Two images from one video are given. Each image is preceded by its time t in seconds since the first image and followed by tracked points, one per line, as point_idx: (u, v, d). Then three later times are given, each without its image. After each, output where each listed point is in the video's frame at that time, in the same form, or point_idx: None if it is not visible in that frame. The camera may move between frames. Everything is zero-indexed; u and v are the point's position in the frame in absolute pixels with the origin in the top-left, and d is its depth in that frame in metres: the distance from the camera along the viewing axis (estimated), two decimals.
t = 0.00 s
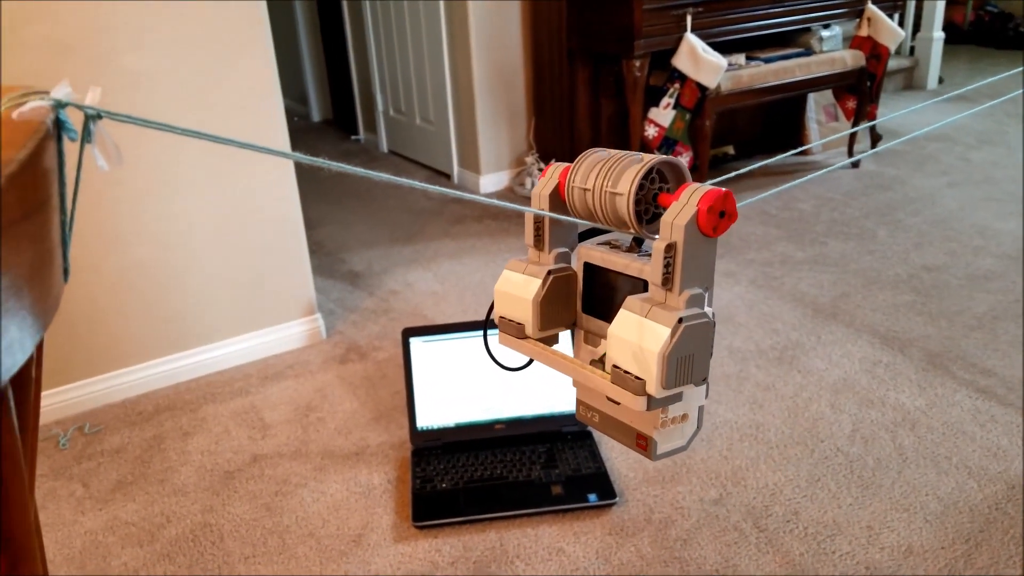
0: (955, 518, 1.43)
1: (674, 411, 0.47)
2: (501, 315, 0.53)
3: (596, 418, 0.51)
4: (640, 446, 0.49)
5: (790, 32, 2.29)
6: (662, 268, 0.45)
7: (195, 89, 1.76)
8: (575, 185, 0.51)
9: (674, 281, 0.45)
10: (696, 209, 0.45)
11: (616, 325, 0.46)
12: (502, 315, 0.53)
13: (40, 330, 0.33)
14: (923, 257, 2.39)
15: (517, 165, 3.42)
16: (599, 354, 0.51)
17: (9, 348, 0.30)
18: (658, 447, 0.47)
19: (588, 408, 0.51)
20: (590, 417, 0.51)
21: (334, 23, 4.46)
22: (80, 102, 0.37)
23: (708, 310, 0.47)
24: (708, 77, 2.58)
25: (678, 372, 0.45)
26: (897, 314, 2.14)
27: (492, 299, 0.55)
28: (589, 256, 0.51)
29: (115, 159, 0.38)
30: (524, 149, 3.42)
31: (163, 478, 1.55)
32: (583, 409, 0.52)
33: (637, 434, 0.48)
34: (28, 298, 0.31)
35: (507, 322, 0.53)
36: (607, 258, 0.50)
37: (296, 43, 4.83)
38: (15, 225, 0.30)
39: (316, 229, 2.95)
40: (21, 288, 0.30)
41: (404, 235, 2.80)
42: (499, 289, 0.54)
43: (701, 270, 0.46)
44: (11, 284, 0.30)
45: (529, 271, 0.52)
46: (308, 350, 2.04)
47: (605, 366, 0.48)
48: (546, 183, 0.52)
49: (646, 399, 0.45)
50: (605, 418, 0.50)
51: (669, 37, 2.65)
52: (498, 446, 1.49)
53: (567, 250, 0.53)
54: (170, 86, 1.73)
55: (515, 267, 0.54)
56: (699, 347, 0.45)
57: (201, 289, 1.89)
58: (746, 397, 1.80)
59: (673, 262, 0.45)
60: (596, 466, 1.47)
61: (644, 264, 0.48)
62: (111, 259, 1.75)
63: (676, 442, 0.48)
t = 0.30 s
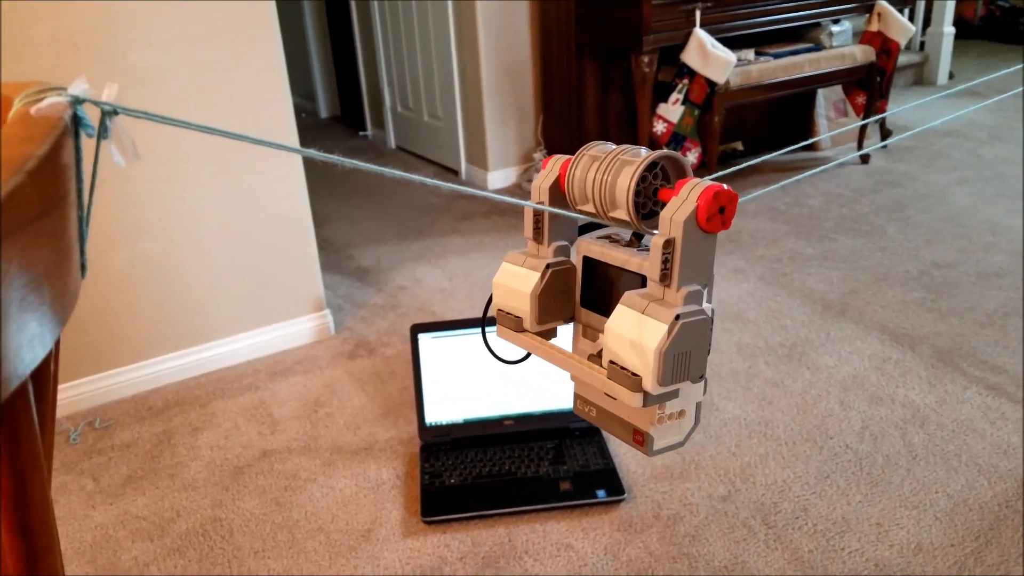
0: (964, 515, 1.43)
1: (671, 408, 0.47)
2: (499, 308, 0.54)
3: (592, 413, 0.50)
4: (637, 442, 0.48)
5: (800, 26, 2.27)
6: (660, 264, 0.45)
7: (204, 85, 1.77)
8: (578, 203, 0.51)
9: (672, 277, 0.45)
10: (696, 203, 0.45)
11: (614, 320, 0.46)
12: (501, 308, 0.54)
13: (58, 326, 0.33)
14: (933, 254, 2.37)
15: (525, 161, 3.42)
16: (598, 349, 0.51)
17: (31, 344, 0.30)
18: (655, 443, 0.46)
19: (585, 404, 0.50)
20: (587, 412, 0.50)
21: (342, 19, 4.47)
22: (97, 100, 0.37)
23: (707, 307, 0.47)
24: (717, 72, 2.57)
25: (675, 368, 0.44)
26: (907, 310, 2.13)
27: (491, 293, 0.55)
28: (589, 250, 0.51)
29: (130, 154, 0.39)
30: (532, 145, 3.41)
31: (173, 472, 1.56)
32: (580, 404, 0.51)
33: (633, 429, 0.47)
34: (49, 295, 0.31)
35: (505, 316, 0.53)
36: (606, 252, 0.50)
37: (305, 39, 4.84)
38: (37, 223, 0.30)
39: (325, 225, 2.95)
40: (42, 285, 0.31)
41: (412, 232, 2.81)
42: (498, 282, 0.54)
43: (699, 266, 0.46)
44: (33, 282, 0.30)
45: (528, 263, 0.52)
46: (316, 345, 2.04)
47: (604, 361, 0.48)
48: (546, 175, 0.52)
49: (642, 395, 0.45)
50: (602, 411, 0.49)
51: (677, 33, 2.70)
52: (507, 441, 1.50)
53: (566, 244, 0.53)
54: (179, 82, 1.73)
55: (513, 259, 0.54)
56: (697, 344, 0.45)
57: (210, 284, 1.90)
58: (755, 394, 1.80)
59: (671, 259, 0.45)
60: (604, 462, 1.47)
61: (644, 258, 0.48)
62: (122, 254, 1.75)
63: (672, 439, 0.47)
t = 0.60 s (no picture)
0: (976, 513, 1.42)
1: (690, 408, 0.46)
2: (520, 307, 0.53)
3: (613, 412, 0.51)
4: (656, 443, 0.48)
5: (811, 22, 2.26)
6: (676, 262, 0.45)
7: (214, 82, 1.77)
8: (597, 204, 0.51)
9: (688, 275, 0.45)
10: (714, 201, 0.44)
11: (630, 318, 0.46)
12: (520, 307, 0.53)
13: (81, 327, 0.32)
14: (944, 250, 2.36)
15: (533, 158, 3.42)
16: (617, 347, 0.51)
17: (59, 343, 0.29)
18: (674, 443, 0.46)
19: (605, 402, 0.51)
20: (608, 411, 0.51)
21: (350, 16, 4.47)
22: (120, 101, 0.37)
23: (725, 307, 0.46)
24: (726, 69, 2.57)
25: (690, 366, 0.44)
26: (918, 307, 2.12)
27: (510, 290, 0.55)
28: (608, 249, 0.51)
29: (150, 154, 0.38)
30: (541, 142, 3.41)
31: (184, 468, 1.56)
32: (600, 403, 0.51)
33: (654, 429, 0.48)
34: (73, 295, 0.30)
35: (525, 314, 0.53)
36: (626, 251, 0.50)
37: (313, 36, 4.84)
38: (65, 221, 0.29)
39: (334, 221, 2.95)
40: (69, 285, 0.30)
41: (421, 228, 2.81)
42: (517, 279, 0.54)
43: (717, 266, 0.45)
44: (60, 282, 0.29)
45: (548, 262, 0.52)
46: (325, 341, 2.05)
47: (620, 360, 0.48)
48: (565, 174, 0.52)
49: (657, 393, 0.44)
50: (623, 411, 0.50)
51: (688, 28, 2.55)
52: (516, 438, 1.50)
53: (586, 243, 0.53)
54: (189, 78, 1.74)
55: (533, 258, 0.54)
56: (713, 342, 0.44)
57: (220, 280, 1.90)
58: (765, 391, 1.79)
59: (688, 256, 0.45)
60: (614, 459, 1.47)
61: (661, 258, 0.47)
62: (133, 251, 1.76)
63: (691, 439, 0.47)
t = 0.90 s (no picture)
0: (979, 510, 1.42)
1: (715, 404, 0.49)
2: (542, 307, 0.55)
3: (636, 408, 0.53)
4: (681, 437, 0.51)
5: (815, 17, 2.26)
6: (706, 262, 0.46)
7: (217, 84, 1.77)
8: (620, 205, 0.52)
9: (717, 274, 0.46)
10: (741, 201, 0.45)
11: (659, 317, 0.47)
12: (544, 307, 0.55)
13: (71, 334, 0.33)
14: (948, 247, 2.36)
15: (537, 157, 3.42)
16: (639, 345, 0.53)
17: (45, 352, 0.30)
18: (699, 439, 0.50)
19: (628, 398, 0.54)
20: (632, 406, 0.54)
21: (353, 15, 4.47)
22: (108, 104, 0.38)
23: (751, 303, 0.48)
24: (728, 66, 2.57)
25: (722, 362, 0.46)
26: (922, 304, 2.12)
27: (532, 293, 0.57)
28: (630, 249, 0.52)
29: (143, 160, 0.39)
30: (544, 141, 3.41)
31: (187, 471, 1.56)
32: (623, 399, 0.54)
33: (678, 425, 0.51)
34: (62, 302, 0.31)
35: (550, 315, 0.55)
36: (648, 251, 0.51)
37: (316, 36, 4.85)
38: (52, 229, 0.30)
39: (337, 221, 2.96)
40: (57, 291, 0.31)
41: (425, 228, 2.81)
42: (540, 280, 0.55)
43: (744, 263, 0.47)
44: (47, 290, 0.30)
45: (569, 263, 0.54)
46: (329, 342, 2.05)
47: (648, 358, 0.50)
48: (586, 176, 0.53)
49: (689, 390, 0.47)
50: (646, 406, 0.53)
51: (691, 25, 2.63)
52: (520, 438, 1.49)
53: (607, 243, 0.55)
54: (191, 79, 1.74)
55: (554, 260, 0.56)
56: (743, 339, 0.46)
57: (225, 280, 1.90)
58: (769, 389, 1.79)
59: (717, 256, 0.46)
60: (618, 458, 1.47)
61: (688, 257, 0.49)
62: (135, 252, 1.76)
63: (715, 432, 0.51)
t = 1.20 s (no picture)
0: (970, 504, 1.43)
1: (731, 397, 0.50)
2: (556, 305, 0.56)
3: (651, 402, 0.54)
4: (696, 430, 0.52)
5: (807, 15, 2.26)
6: (721, 260, 0.47)
7: (208, 83, 1.77)
8: (631, 201, 0.53)
9: (732, 273, 0.47)
10: (755, 200, 0.46)
11: (675, 315, 0.48)
12: (558, 305, 0.56)
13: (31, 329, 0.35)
14: (939, 244, 2.37)
15: (531, 154, 3.42)
16: (655, 340, 0.54)
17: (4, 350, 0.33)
18: (714, 430, 0.50)
19: (643, 394, 0.55)
20: (645, 400, 0.55)
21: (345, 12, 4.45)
22: (70, 100, 0.37)
23: (765, 299, 0.49)
24: (722, 63, 2.56)
25: (737, 359, 0.47)
26: (913, 300, 2.13)
27: (545, 289, 0.58)
28: (644, 246, 0.53)
29: (107, 156, 0.39)
30: (538, 138, 3.41)
31: (177, 472, 1.56)
32: (637, 393, 0.55)
33: (693, 417, 0.51)
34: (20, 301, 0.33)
35: (564, 312, 0.56)
36: (661, 248, 0.52)
37: (308, 33, 4.83)
38: (6, 228, 0.32)
39: (330, 219, 2.95)
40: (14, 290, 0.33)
41: (418, 226, 2.80)
42: (553, 277, 0.56)
43: (759, 260, 0.47)
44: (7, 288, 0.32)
45: (584, 260, 0.55)
46: (321, 341, 2.04)
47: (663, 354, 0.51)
48: (598, 175, 0.54)
49: (706, 386, 0.47)
50: (659, 401, 0.53)
51: (685, 22, 2.55)
52: (513, 436, 1.50)
53: (619, 240, 0.55)
54: (181, 79, 1.74)
55: (568, 257, 0.56)
56: (758, 334, 0.47)
57: (216, 279, 1.90)
58: (761, 386, 1.80)
59: (731, 254, 0.47)
60: (610, 455, 1.48)
61: (700, 255, 0.50)
62: (125, 251, 1.76)
63: (730, 424, 0.51)
